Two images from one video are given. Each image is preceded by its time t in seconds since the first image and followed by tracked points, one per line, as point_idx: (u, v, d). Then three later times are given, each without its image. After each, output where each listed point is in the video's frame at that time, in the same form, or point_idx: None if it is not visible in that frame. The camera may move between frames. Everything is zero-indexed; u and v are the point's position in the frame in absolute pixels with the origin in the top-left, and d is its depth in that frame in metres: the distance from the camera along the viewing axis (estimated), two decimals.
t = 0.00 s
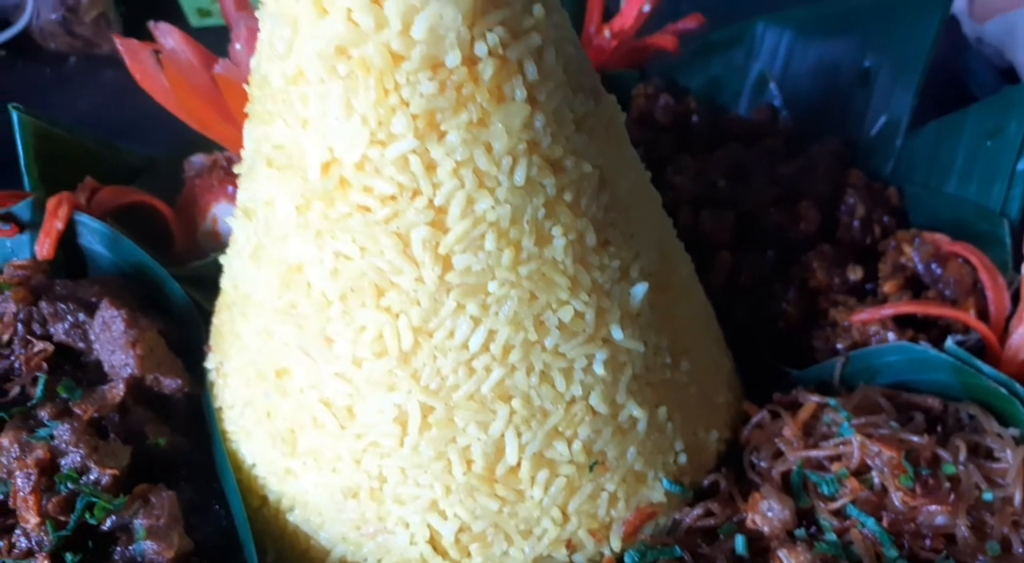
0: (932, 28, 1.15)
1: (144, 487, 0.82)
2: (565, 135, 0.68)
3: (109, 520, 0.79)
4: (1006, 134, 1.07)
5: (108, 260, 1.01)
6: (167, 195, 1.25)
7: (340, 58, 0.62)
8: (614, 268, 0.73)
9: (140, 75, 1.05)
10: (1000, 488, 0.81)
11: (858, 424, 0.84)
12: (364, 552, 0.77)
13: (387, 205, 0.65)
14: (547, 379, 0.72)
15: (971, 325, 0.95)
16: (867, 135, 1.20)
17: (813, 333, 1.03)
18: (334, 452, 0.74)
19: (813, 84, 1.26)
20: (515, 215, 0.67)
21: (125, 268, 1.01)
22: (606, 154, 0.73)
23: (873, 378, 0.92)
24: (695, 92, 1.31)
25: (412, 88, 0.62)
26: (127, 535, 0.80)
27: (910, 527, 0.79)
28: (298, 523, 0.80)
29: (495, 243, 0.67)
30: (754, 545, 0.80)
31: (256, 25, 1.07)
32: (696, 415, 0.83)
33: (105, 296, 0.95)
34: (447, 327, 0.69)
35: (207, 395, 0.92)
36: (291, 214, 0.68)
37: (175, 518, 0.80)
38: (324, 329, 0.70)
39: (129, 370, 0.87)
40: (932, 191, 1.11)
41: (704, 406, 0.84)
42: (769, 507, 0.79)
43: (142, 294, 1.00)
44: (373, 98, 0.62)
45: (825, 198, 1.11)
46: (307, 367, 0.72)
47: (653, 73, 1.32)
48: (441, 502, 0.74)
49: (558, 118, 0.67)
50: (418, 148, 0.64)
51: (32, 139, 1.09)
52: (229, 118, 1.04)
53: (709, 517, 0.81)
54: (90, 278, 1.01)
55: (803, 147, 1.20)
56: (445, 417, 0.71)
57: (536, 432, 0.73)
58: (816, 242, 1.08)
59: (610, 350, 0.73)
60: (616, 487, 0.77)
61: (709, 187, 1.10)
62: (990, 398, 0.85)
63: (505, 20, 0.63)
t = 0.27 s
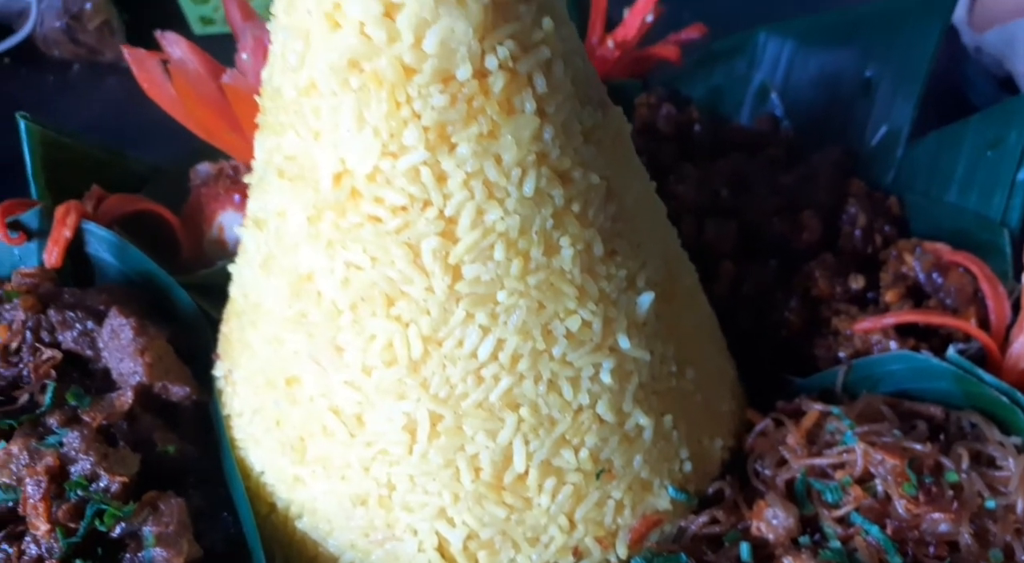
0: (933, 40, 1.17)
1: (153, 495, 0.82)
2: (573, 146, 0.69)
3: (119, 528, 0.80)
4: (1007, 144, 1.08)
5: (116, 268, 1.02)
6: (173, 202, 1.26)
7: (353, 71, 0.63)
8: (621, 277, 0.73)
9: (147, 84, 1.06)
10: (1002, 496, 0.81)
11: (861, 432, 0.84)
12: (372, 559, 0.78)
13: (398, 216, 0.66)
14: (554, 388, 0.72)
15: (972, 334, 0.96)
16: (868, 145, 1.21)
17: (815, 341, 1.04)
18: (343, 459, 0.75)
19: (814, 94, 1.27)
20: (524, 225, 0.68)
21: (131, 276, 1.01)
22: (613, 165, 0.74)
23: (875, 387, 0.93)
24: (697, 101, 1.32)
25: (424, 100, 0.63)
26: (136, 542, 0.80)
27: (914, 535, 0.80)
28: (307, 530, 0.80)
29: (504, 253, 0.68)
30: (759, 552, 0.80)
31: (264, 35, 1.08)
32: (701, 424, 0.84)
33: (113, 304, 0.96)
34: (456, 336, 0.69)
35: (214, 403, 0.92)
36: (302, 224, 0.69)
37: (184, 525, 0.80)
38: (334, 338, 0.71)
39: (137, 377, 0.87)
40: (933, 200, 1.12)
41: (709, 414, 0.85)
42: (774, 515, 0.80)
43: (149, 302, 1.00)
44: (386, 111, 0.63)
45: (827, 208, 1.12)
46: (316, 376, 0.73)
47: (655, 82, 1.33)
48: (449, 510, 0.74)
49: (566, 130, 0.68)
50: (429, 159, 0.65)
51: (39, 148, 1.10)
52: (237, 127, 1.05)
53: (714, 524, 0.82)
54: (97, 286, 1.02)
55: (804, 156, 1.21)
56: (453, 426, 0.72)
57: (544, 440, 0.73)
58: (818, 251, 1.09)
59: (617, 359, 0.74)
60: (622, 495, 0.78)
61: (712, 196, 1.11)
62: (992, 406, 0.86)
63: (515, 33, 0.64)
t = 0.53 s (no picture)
0: (936, 55, 1.18)
1: (174, 501, 0.84)
2: (591, 160, 0.70)
3: (141, 532, 0.82)
4: (1012, 157, 1.09)
5: (133, 277, 1.03)
6: (188, 212, 1.27)
7: (378, 87, 0.64)
8: (636, 288, 0.75)
9: (165, 96, 1.07)
10: (1011, 505, 0.83)
11: (871, 441, 0.86)
12: None
13: (420, 228, 0.67)
14: (571, 397, 0.74)
15: (979, 345, 0.98)
16: (874, 157, 1.22)
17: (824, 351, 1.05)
18: (363, 466, 0.76)
19: (820, 107, 1.29)
20: (543, 237, 0.69)
21: (149, 285, 1.03)
22: (628, 179, 0.75)
23: (884, 396, 0.94)
24: (704, 113, 1.33)
25: (447, 116, 0.64)
26: (157, 547, 0.81)
27: (924, 543, 0.81)
28: (326, 536, 0.81)
29: (523, 265, 0.69)
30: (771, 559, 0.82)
31: (279, 48, 1.08)
32: (713, 433, 0.85)
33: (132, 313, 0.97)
34: (475, 345, 0.71)
35: (232, 410, 0.93)
36: (326, 236, 0.70)
37: (205, 531, 0.81)
38: (355, 347, 0.72)
39: (157, 385, 0.89)
40: (939, 212, 1.14)
41: (721, 423, 0.86)
42: (785, 523, 0.81)
43: (166, 311, 1.02)
44: (409, 126, 0.65)
45: (834, 219, 1.13)
46: (337, 384, 0.74)
47: (663, 94, 1.35)
48: (467, 517, 0.76)
49: (584, 145, 0.70)
50: (451, 174, 0.66)
51: (57, 158, 1.12)
52: (253, 140, 1.08)
53: (727, 531, 0.83)
54: (115, 294, 1.03)
55: (811, 168, 1.23)
56: (472, 433, 0.73)
57: (560, 449, 0.74)
58: (825, 262, 1.11)
59: (632, 369, 0.75)
60: (637, 503, 0.79)
61: (721, 208, 1.12)
62: (1000, 416, 0.87)
63: (535, 51, 0.65)
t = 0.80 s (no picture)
0: (943, 63, 1.19)
1: (188, 504, 0.84)
2: (604, 167, 0.71)
3: (154, 535, 0.82)
4: (1018, 163, 1.09)
5: (146, 281, 1.04)
6: (199, 217, 1.28)
7: (395, 95, 0.65)
8: (648, 294, 0.75)
9: (178, 102, 1.11)
10: (1018, 509, 0.84)
11: (879, 446, 0.86)
12: None
13: (436, 234, 0.68)
14: (583, 402, 0.74)
15: (985, 350, 0.98)
16: (880, 164, 1.23)
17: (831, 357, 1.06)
18: (376, 469, 0.77)
19: (825, 113, 1.30)
20: (557, 243, 0.70)
21: (162, 289, 1.04)
22: (640, 186, 0.76)
23: (891, 401, 0.95)
24: (711, 120, 1.34)
25: (463, 124, 0.65)
26: (171, 549, 0.82)
27: (932, 547, 0.82)
28: (338, 538, 0.82)
29: (536, 270, 0.70)
30: None
31: (290, 54, 1.10)
32: (722, 437, 0.86)
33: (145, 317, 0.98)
34: (489, 350, 0.71)
35: (244, 414, 0.94)
36: (342, 242, 0.71)
37: (218, 533, 0.82)
38: (370, 351, 0.73)
39: (170, 389, 0.90)
40: (945, 219, 1.14)
41: (730, 428, 0.87)
42: (795, 527, 0.82)
43: (179, 315, 1.02)
44: (426, 134, 0.65)
45: (841, 225, 1.14)
46: (352, 388, 0.75)
47: (670, 101, 1.36)
48: (479, 519, 0.76)
49: (597, 152, 0.71)
50: (467, 180, 0.67)
51: (71, 163, 1.13)
52: (264, 147, 1.10)
53: (736, 536, 0.83)
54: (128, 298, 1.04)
55: (817, 174, 1.24)
56: (485, 437, 0.74)
57: (572, 452, 0.75)
58: (833, 268, 1.12)
59: (643, 374, 0.76)
60: (647, 506, 0.80)
61: (728, 214, 1.13)
62: (1007, 422, 0.88)
63: (551, 60, 0.66)
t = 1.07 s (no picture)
0: (946, 69, 1.20)
1: (197, 507, 0.84)
2: (615, 173, 0.72)
3: (165, 538, 0.82)
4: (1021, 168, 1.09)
5: (153, 285, 1.05)
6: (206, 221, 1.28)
7: (410, 101, 0.66)
8: (658, 299, 0.76)
9: (187, 107, 1.11)
10: None
11: (886, 450, 0.87)
12: None
13: (448, 239, 0.69)
14: (593, 406, 0.75)
15: (990, 356, 0.98)
16: (884, 170, 1.24)
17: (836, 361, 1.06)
18: (386, 473, 0.77)
19: (830, 119, 1.30)
20: (568, 248, 0.70)
21: (170, 293, 1.04)
22: (650, 191, 0.77)
23: (897, 406, 0.95)
24: (715, 125, 1.35)
25: (477, 131, 0.66)
26: (181, 552, 0.82)
27: (940, 551, 0.82)
28: (348, 542, 0.82)
29: (548, 275, 0.70)
30: None
31: (298, 59, 1.11)
32: (730, 442, 0.86)
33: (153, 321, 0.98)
34: (500, 354, 0.72)
35: (252, 418, 0.94)
36: (355, 246, 0.71)
37: (228, 537, 0.82)
38: (382, 355, 0.73)
39: (179, 392, 0.90)
40: (949, 224, 1.15)
41: (737, 432, 0.88)
42: (802, 530, 0.82)
43: (187, 319, 1.03)
44: (440, 140, 0.66)
45: (846, 231, 1.15)
46: (363, 392, 0.76)
47: (675, 107, 1.36)
48: (489, 523, 0.76)
49: (608, 158, 0.71)
50: (480, 186, 0.67)
51: (78, 166, 1.13)
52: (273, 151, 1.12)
53: (744, 539, 0.84)
54: (135, 302, 1.04)
55: (821, 180, 1.24)
56: (495, 441, 0.74)
57: (582, 456, 0.75)
58: (837, 273, 1.13)
59: (653, 379, 0.76)
60: (656, 510, 0.80)
61: (733, 219, 1.14)
62: (1012, 426, 0.88)
63: (564, 67, 0.67)
